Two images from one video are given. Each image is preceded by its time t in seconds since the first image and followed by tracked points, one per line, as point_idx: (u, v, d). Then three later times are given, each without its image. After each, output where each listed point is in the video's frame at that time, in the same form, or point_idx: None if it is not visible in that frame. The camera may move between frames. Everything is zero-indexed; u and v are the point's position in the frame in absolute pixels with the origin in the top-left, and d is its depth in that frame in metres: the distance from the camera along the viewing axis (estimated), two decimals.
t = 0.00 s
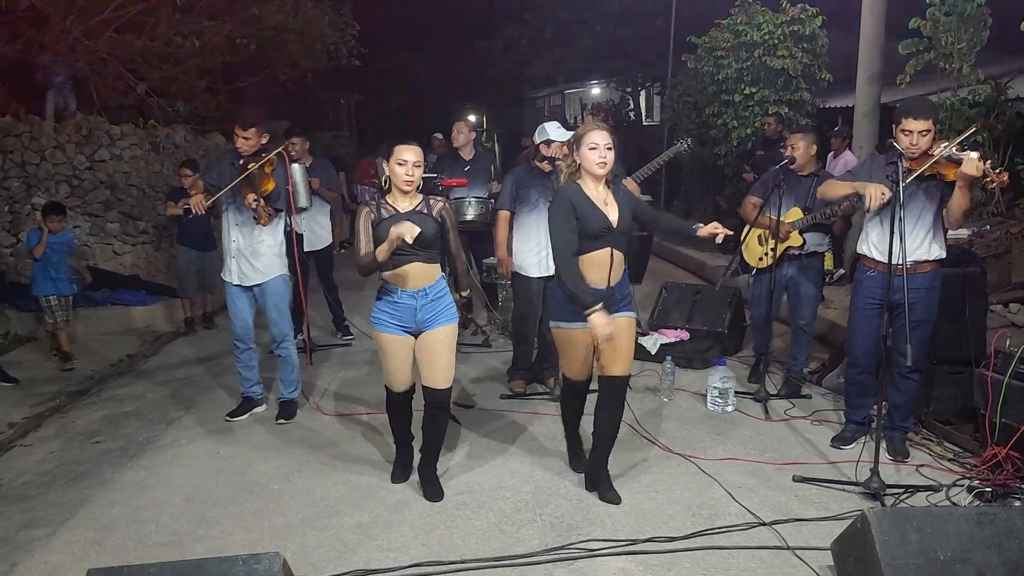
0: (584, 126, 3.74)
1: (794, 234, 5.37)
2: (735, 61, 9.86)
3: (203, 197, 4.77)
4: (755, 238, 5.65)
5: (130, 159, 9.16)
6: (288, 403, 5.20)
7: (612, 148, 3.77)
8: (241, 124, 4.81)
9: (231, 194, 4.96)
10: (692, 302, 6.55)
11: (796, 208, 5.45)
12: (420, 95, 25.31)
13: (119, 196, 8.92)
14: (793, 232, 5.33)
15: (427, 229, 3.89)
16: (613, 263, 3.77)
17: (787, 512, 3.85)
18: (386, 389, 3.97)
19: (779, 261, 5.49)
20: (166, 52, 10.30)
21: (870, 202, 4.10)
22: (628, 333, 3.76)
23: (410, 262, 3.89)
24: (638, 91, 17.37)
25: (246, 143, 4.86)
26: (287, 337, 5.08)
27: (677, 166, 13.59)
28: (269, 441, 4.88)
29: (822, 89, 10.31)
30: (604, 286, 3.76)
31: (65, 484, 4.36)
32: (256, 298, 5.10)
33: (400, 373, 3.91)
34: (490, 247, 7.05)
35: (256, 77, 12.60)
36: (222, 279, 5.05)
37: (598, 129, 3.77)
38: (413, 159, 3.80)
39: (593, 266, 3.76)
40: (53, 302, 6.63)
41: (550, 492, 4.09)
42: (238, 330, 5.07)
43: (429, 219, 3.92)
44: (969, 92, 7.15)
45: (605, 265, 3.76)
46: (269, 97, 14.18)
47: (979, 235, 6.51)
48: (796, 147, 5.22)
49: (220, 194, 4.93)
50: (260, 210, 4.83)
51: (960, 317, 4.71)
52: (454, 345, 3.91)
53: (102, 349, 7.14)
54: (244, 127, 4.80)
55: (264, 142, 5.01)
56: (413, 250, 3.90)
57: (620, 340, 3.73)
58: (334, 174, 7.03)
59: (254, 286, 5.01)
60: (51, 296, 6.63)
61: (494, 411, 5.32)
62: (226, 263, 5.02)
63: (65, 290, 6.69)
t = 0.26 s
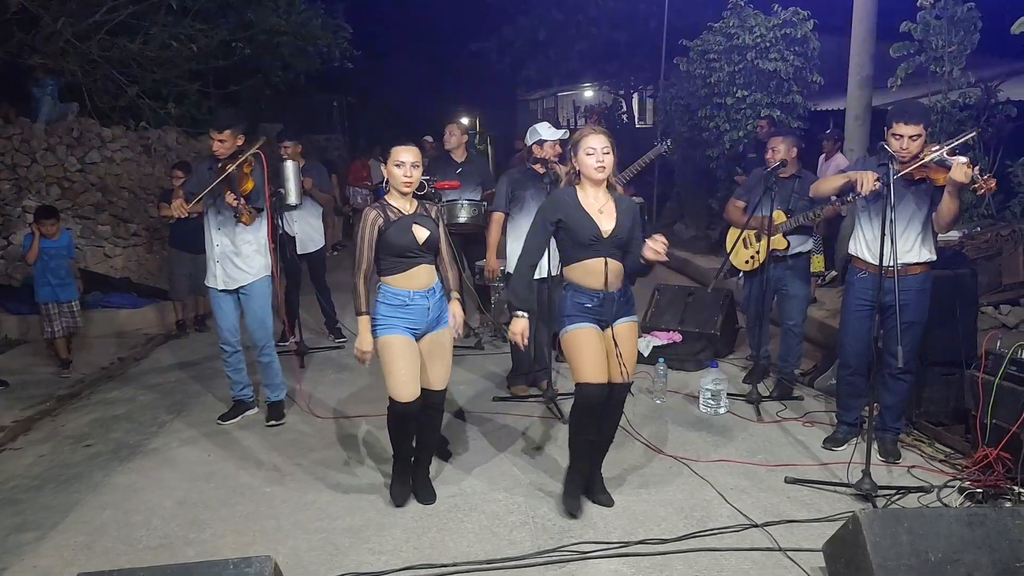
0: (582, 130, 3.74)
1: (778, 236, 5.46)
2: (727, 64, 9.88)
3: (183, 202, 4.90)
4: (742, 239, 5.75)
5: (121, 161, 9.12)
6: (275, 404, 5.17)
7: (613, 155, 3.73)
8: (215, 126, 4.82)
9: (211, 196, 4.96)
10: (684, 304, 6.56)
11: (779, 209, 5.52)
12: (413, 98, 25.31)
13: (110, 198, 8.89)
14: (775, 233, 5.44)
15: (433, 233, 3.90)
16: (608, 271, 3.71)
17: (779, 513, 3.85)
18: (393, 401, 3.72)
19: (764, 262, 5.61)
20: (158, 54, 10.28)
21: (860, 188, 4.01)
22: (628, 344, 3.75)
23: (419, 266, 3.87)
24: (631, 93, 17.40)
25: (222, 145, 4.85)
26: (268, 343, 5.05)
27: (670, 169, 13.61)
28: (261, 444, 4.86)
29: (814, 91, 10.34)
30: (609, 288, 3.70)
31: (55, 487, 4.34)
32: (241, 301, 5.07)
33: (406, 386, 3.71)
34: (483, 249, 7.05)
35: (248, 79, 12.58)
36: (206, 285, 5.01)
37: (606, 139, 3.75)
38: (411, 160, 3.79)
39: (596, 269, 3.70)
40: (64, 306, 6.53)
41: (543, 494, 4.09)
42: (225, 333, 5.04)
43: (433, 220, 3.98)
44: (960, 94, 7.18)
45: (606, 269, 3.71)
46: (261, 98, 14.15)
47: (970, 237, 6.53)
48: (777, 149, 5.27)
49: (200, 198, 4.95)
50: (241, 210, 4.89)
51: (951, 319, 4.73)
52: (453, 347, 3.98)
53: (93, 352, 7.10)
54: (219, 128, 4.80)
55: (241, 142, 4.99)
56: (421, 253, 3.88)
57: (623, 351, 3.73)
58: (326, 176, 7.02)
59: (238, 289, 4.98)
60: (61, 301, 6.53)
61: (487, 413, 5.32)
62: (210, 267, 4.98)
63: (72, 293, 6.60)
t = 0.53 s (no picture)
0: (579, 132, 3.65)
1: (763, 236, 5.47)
2: (720, 65, 9.90)
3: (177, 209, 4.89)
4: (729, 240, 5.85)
5: (114, 161, 9.09)
6: (255, 409, 5.10)
7: (610, 155, 3.64)
8: (202, 126, 4.74)
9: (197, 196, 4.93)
10: (678, 305, 6.57)
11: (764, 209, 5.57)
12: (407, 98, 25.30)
13: (103, 198, 8.86)
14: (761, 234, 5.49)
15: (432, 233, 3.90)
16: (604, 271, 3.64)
17: (772, 514, 3.86)
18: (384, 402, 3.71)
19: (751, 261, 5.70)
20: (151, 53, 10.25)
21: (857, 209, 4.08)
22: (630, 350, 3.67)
23: (417, 265, 3.85)
24: (624, 94, 17.44)
25: (207, 144, 4.78)
26: (254, 343, 4.99)
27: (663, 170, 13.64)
28: (253, 445, 4.85)
29: (807, 93, 10.37)
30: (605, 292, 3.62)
31: (46, 488, 4.32)
32: (229, 300, 5.04)
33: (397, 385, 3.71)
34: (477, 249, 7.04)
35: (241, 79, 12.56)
36: (196, 284, 5.00)
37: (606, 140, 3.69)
38: (408, 157, 3.77)
39: (589, 272, 3.63)
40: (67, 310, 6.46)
41: (536, 495, 4.09)
42: (214, 333, 5.02)
43: (434, 221, 3.97)
44: (952, 96, 7.22)
45: (602, 272, 3.63)
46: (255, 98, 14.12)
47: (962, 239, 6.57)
48: (758, 150, 5.32)
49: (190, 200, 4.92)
50: (230, 208, 4.84)
51: (943, 321, 4.75)
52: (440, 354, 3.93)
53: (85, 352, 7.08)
54: (205, 128, 4.73)
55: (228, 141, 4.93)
56: (417, 252, 3.85)
57: (628, 359, 3.65)
58: (319, 176, 7.00)
59: (227, 288, 4.96)
60: (64, 305, 6.46)
61: (480, 414, 5.31)
62: (200, 267, 4.97)
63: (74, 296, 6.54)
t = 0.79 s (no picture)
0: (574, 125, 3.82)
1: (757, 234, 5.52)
2: (715, 65, 9.91)
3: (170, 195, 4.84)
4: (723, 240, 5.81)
5: (108, 159, 9.07)
6: (265, 405, 5.14)
7: (597, 149, 3.76)
8: (201, 124, 4.77)
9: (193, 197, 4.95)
10: (673, 304, 6.57)
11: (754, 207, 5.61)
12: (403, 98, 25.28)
13: (98, 196, 8.84)
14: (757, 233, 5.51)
15: (416, 233, 3.83)
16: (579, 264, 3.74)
17: (766, 513, 3.87)
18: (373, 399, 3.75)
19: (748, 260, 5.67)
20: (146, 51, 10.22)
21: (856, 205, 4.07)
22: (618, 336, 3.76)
23: (397, 264, 3.83)
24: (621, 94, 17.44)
25: (206, 142, 4.82)
26: (252, 342, 4.95)
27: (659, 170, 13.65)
28: (248, 443, 4.84)
29: (802, 94, 10.39)
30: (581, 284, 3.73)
31: (39, 486, 4.31)
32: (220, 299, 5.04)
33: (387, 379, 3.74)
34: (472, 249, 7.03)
35: (237, 77, 12.53)
36: (188, 281, 5.01)
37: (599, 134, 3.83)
38: (399, 160, 3.77)
39: (565, 263, 3.71)
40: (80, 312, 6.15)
41: (530, 493, 4.09)
42: (208, 333, 5.02)
43: (424, 222, 3.86)
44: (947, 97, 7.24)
45: (580, 263, 3.74)
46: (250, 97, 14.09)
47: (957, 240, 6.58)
48: (747, 151, 5.36)
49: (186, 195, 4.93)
50: (218, 208, 4.77)
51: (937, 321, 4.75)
52: (437, 353, 3.82)
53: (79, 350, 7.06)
54: (204, 126, 4.76)
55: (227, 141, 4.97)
56: (401, 253, 3.83)
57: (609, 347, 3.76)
58: (314, 174, 6.98)
59: (221, 286, 4.95)
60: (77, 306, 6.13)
61: (476, 413, 5.32)
62: (193, 265, 4.97)
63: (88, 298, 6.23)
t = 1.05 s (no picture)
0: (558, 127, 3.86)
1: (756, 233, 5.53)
2: (713, 65, 9.92)
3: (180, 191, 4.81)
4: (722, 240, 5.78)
5: (105, 156, 9.04)
6: (263, 405, 5.15)
7: (583, 151, 3.82)
8: (210, 121, 4.77)
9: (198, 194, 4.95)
10: (671, 304, 6.58)
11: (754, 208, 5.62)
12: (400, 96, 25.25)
13: (94, 194, 8.82)
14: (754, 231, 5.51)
15: (404, 232, 3.81)
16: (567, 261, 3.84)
17: (763, 513, 3.87)
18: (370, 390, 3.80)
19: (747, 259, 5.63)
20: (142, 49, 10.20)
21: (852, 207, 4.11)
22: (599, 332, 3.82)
23: (388, 264, 3.86)
24: (618, 94, 17.43)
25: (215, 140, 4.81)
26: (257, 339, 5.02)
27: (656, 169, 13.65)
28: (244, 442, 4.83)
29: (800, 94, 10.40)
30: (561, 281, 3.81)
31: (35, 484, 4.29)
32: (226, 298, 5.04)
33: (391, 372, 3.80)
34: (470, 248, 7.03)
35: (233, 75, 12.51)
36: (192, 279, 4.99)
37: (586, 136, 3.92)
38: (399, 159, 3.79)
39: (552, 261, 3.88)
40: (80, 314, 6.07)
41: (527, 493, 4.09)
42: (208, 332, 5.00)
43: (411, 223, 3.83)
44: (944, 98, 7.25)
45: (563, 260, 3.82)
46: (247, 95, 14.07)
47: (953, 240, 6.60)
48: (744, 151, 5.40)
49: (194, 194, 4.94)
50: (221, 207, 4.77)
51: (933, 321, 4.76)
52: (441, 346, 3.88)
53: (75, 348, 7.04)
54: (213, 123, 4.76)
55: (236, 140, 4.94)
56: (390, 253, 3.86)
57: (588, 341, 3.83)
58: (312, 173, 6.97)
59: (225, 285, 4.94)
60: (78, 308, 6.06)
61: (472, 412, 5.31)
62: (196, 263, 4.97)
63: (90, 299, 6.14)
